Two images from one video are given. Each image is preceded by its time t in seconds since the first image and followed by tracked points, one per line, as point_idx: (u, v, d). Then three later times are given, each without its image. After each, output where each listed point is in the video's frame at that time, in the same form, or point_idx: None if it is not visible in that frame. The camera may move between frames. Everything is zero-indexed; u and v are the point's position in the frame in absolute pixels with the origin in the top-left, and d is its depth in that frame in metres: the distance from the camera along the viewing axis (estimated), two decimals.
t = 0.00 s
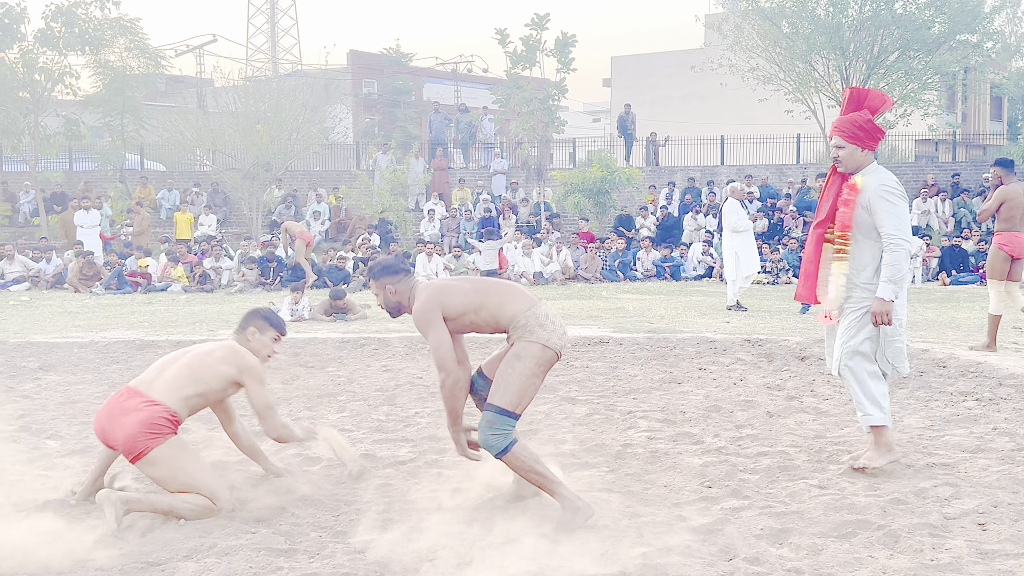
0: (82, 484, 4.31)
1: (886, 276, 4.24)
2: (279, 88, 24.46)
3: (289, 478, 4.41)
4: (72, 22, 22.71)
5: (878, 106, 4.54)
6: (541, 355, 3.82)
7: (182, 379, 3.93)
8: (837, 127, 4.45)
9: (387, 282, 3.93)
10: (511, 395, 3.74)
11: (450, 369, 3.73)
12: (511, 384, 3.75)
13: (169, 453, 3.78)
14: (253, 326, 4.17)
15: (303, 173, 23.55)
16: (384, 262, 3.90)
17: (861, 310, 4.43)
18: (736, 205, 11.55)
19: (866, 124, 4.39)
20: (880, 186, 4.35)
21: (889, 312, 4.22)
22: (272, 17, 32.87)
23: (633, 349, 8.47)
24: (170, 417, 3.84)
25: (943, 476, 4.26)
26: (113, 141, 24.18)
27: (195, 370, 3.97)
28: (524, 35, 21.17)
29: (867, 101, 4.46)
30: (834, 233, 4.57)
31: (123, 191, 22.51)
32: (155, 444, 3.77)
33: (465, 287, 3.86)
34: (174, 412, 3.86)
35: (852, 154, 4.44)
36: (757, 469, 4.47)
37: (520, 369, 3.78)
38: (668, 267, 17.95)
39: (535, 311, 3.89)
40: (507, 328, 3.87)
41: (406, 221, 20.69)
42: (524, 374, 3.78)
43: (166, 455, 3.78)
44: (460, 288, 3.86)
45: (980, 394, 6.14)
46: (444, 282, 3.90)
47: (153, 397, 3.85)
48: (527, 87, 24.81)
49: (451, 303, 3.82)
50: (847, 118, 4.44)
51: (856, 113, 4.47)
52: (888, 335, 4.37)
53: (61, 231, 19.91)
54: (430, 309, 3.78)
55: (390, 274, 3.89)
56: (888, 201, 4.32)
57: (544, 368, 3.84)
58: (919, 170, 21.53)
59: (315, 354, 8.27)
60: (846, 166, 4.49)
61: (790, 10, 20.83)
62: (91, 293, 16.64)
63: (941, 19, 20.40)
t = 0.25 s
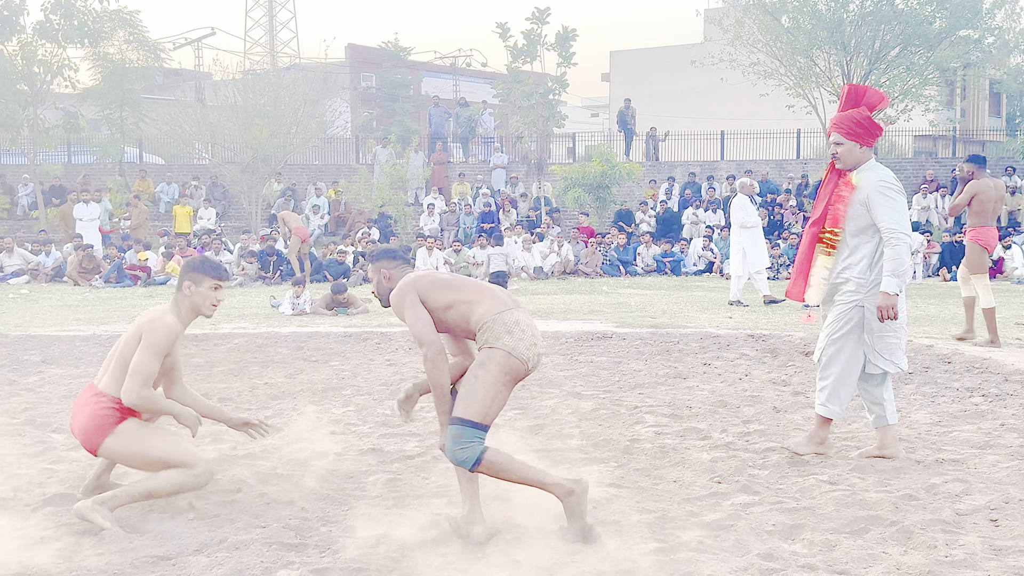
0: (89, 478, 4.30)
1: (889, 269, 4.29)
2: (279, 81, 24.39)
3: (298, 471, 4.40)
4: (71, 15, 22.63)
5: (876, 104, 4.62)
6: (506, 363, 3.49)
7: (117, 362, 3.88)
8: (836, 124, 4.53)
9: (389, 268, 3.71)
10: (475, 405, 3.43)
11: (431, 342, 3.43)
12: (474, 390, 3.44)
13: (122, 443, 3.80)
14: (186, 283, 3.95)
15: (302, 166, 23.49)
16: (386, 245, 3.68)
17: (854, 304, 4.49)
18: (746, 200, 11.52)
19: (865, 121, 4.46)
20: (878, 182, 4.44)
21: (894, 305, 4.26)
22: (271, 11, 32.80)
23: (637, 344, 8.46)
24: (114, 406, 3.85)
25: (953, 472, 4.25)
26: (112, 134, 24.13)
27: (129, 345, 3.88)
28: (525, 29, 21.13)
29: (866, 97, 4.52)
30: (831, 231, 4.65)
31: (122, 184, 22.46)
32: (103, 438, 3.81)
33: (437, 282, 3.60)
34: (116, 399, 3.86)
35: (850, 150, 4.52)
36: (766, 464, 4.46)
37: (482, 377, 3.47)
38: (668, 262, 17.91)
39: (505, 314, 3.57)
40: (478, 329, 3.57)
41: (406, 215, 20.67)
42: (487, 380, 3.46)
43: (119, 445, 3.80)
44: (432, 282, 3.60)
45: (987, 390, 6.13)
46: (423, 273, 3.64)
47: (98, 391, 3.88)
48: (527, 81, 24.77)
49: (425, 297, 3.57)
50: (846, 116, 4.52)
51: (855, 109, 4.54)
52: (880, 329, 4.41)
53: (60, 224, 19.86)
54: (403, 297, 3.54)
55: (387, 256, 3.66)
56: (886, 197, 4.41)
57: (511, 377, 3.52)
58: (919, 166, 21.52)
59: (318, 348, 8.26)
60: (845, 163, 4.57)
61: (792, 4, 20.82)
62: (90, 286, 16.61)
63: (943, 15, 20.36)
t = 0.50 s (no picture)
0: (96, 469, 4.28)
1: (871, 271, 4.31)
2: (277, 74, 24.33)
3: (306, 462, 4.40)
4: (69, 7, 22.55)
5: (864, 102, 4.60)
6: (493, 342, 3.33)
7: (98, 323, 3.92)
8: (823, 122, 4.51)
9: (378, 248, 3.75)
10: (460, 384, 3.27)
11: (412, 331, 3.28)
12: (460, 370, 3.29)
13: (72, 391, 3.82)
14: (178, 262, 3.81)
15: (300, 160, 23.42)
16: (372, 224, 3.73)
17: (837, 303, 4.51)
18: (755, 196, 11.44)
19: (852, 120, 4.44)
20: (862, 182, 4.43)
21: (879, 307, 4.28)
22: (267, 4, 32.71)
23: (640, 337, 8.46)
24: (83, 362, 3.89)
25: (962, 464, 4.25)
26: (110, 126, 24.06)
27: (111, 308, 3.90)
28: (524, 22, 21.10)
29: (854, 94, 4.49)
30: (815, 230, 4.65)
31: (120, 177, 22.40)
32: (59, 386, 3.86)
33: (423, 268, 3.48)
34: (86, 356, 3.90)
35: (836, 150, 4.51)
36: (774, 457, 4.46)
37: (468, 357, 3.32)
38: (667, 255, 17.88)
39: (492, 295, 3.42)
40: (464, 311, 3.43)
41: (405, 208, 20.63)
42: (473, 359, 3.30)
43: (69, 394, 3.82)
44: (417, 267, 3.48)
45: (991, 382, 6.14)
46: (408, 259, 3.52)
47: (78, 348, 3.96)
48: (526, 75, 24.73)
49: (411, 282, 3.45)
50: (832, 114, 4.50)
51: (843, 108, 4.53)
52: (865, 329, 4.43)
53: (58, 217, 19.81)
54: (387, 283, 3.43)
55: (377, 238, 3.70)
56: (870, 196, 4.40)
57: (501, 356, 3.35)
58: (918, 159, 21.49)
59: (320, 340, 8.25)
60: (831, 162, 4.56)
61: None
62: (89, 279, 16.57)
63: (943, 8, 20.33)
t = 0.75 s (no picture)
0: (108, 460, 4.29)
1: (837, 266, 4.33)
2: (276, 66, 24.28)
3: (319, 454, 4.40)
4: None
5: (840, 94, 4.58)
6: (504, 332, 3.10)
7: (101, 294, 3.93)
8: (800, 114, 4.46)
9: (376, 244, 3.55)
10: (468, 375, 3.05)
11: (415, 327, 3.08)
12: (467, 362, 3.07)
13: (67, 358, 3.82)
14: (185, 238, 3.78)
15: (299, 153, 23.35)
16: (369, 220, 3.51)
17: (814, 298, 4.49)
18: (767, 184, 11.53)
19: (829, 112, 4.40)
20: (838, 176, 4.39)
21: (839, 301, 4.33)
22: None
23: (644, 329, 8.47)
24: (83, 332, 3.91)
25: (973, 455, 4.26)
26: (108, 119, 23.98)
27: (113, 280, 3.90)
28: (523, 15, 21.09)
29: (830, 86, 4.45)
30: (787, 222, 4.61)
31: (117, 170, 22.34)
32: (55, 351, 3.88)
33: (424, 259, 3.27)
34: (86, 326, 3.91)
35: (813, 141, 4.47)
36: (785, 447, 4.47)
37: (476, 348, 3.08)
38: (667, 248, 17.87)
39: (501, 284, 3.20)
40: (470, 302, 3.21)
41: (403, 201, 20.60)
42: (481, 351, 3.07)
43: (64, 361, 3.83)
44: (419, 257, 3.26)
45: (997, 374, 6.16)
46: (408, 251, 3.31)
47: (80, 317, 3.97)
48: (526, 68, 24.69)
49: (413, 274, 3.23)
50: (809, 106, 4.46)
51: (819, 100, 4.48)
52: (849, 323, 4.40)
53: (56, 210, 19.75)
54: (387, 275, 3.21)
55: (371, 232, 3.49)
56: (844, 191, 4.38)
57: (512, 347, 3.13)
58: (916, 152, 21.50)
59: (325, 333, 8.26)
60: (808, 153, 4.52)
61: None
62: (89, 272, 16.53)
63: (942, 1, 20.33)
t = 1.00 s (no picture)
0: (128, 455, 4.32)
1: (808, 256, 4.43)
2: (274, 62, 24.24)
3: (335, 449, 4.44)
4: None
5: (822, 87, 4.64)
6: (527, 321, 3.13)
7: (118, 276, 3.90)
8: (784, 107, 4.52)
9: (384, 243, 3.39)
10: (497, 367, 3.07)
11: (435, 326, 3.07)
12: (494, 354, 3.09)
13: (78, 339, 3.81)
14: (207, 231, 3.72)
15: (296, 148, 23.29)
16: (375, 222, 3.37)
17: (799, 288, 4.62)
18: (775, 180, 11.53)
19: (813, 106, 4.46)
20: (823, 168, 4.48)
21: (801, 289, 4.44)
22: None
23: (649, 324, 8.52)
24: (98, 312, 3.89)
25: (984, 448, 4.31)
26: (105, 115, 23.90)
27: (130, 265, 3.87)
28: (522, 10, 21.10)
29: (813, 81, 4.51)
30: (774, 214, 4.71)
31: (115, 166, 22.31)
32: (68, 330, 3.86)
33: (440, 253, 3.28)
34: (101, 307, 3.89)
35: (798, 135, 4.53)
36: (798, 442, 4.51)
37: (501, 339, 3.11)
38: (666, 244, 17.90)
39: (520, 272, 3.23)
40: (490, 294, 3.23)
41: (401, 197, 20.57)
42: (507, 343, 3.10)
43: (76, 341, 3.82)
44: (436, 251, 3.27)
45: (1003, 368, 6.20)
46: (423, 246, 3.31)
47: (95, 295, 3.94)
48: (524, 63, 24.69)
49: (431, 268, 3.23)
50: (793, 100, 4.52)
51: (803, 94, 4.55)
52: (836, 316, 4.57)
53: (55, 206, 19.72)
54: (405, 272, 3.20)
55: (381, 234, 3.36)
56: (829, 184, 4.46)
57: (536, 336, 3.16)
58: (913, 147, 21.53)
59: (332, 329, 8.29)
60: (793, 147, 4.58)
61: None
62: (88, 268, 16.53)
63: None
